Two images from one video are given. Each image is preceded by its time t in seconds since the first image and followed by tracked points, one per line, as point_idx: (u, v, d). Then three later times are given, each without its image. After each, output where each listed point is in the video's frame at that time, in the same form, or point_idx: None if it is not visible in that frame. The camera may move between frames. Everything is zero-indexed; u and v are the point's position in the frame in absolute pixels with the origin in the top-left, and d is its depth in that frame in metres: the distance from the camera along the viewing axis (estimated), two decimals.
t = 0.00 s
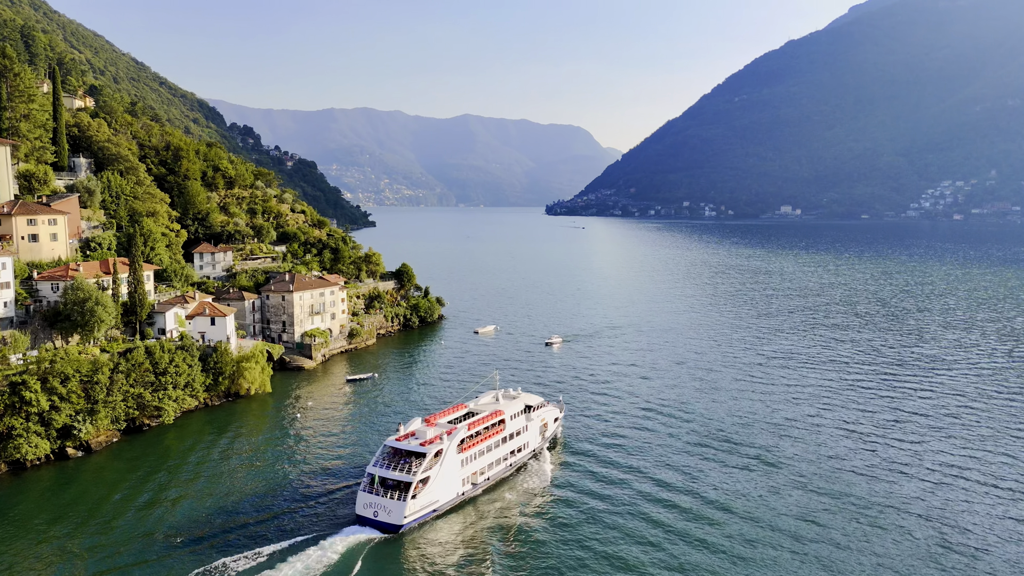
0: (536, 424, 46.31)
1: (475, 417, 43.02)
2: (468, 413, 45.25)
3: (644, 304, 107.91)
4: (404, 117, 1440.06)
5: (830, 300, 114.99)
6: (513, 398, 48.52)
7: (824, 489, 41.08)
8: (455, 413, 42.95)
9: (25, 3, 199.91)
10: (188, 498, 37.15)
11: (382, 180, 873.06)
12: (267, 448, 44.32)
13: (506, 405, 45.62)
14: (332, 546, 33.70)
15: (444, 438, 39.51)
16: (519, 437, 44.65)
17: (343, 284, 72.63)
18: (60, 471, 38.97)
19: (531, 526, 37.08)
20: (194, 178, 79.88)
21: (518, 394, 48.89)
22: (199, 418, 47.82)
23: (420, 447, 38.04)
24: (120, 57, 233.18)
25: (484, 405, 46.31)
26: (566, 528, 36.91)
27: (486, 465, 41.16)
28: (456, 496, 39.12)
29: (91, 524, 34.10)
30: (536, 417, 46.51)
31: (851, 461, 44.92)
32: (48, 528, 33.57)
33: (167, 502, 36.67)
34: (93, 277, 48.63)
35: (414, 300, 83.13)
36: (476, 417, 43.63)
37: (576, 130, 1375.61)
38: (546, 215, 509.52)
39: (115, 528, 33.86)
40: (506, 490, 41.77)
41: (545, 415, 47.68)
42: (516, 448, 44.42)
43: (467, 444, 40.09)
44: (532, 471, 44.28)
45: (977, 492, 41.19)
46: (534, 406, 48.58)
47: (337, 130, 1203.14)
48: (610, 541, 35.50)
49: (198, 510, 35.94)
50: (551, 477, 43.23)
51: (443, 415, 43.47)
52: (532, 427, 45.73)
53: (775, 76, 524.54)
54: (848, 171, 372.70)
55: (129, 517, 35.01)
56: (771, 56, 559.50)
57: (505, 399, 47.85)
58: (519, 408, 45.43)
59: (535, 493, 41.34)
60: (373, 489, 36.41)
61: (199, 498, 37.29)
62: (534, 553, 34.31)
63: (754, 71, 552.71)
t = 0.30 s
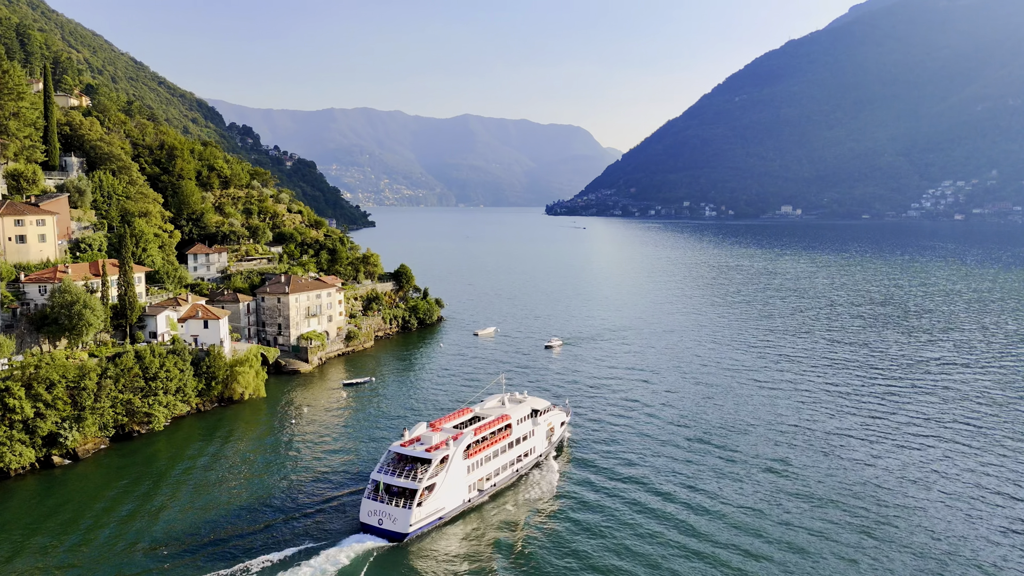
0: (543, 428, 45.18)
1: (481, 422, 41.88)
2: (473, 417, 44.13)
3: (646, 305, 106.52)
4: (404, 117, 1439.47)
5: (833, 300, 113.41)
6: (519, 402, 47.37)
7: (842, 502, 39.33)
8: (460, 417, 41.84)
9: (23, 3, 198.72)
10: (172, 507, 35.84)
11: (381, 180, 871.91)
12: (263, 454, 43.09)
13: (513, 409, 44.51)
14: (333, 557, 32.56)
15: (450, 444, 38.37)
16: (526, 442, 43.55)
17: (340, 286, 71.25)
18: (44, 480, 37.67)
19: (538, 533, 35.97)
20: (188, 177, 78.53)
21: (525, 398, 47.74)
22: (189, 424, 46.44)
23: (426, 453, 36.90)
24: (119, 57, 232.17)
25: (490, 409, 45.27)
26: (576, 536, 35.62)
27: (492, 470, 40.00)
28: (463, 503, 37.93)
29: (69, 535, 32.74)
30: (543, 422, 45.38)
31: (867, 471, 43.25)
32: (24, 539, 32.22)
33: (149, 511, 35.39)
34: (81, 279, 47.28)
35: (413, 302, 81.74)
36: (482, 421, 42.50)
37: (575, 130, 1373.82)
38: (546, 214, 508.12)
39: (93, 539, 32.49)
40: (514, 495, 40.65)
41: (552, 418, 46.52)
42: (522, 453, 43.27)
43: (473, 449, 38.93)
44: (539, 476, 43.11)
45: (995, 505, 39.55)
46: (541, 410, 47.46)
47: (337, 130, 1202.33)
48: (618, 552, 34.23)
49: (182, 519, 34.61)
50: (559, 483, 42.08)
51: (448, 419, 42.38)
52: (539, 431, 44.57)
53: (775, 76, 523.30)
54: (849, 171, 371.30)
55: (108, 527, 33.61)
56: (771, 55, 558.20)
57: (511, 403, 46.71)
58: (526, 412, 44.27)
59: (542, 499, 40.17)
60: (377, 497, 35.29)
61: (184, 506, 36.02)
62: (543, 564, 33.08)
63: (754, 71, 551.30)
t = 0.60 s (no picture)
0: (550, 433, 44.25)
1: (487, 427, 40.97)
2: (479, 422, 43.28)
3: (647, 306, 105.32)
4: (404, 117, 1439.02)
5: (836, 301, 111.96)
6: (525, 405, 46.52)
7: (852, 508, 38.49)
8: (465, 422, 40.99)
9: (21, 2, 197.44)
10: (156, 516, 34.51)
11: (381, 180, 870.48)
12: (259, 459, 41.93)
13: (520, 413, 43.60)
14: (335, 566, 31.47)
15: (456, 449, 37.49)
16: (533, 447, 42.64)
17: (337, 287, 69.96)
18: (28, 488, 36.36)
19: (546, 541, 35.14)
20: (183, 176, 77.32)
21: (531, 402, 46.85)
22: (180, 430, 45.16)
23: (431, 460, 35.98)
24: (118, 56, 231.11)
25: (495, 413, 44.40)
26: (585, 544, 34.81)
27: (499, 476, 39.12)
28: (469, 510, 37.02)
29: (46, 548, 31.39)
30: (550, 426, 44.43)
31: (876, 476, 42.43)
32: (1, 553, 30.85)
33: (132, 520, 34.09)
34: (70, 281, 46.00)
35: (411, 303, 80.54)
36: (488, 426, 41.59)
37: (575, 130, 1371.81)
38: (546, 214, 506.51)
39: (72, 552, 31.14)
40: (521, 502, 39.78)
41: (559, 423, 45.60)
42: (529, 458, 42.39)
43: (479, 455, 38.05)
44: (546, 483, 42.23)
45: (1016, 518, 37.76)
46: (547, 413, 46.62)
47: (337, 130, 1201.29)
48: (625, 565, 33.02)
49: (166, 530, 33.28)
50: (566, 489, 41.21)
51: (454, 424, 41.50)
52: (545, 436, 43.64)
53: (775, 76, 522.16)
54: (850, 170, 370.01)
55: (88, 539, 32.27)
56: (772, 55, 556.94)
57: (517, 407, 45.86)
58: (532, 416, 43.33)
59: (550, 506, 39.23)
60: (382, 504, 34.40)
61: (169, 515, 34.74)
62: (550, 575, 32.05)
63: (755, 71, 549.95)
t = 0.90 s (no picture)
0: (556, 437, 43.29)
1: (493, 431, 40.07)
2: (484, 426, 42.35)
3: (648, 307, 103.98)
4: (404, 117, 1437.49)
5: (839, 301, 110.59)
6: (531, 409, 45.50)
7: (863, 516, 37.45)
8: (471, 426, 40.07)
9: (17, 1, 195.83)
10: (137, 529, 33.21)
11: (381, 180, 869.05)
12: (253, 467, 40.74)
13: (526, 418, 42.63)
14: None
15: (462, 455, 36.58)
16: (539, 452, 41.71)
17: (334, 289, 68.75)
18: (11, 498, 35.15)
19: (554, 548, 34.28)
20: (176, 175, 76.00)
21: (537, 405, 45.91)
22: (171, 437, 43.87)
23: (437, 466, 35.08)
24: (116, 55, 229.60)
25: (501, 417, 43.43)
26: (592, 553, 33.99)
27: (505, 482, 38.21)
28: (475, 517, 36.15)
29: (23, 561, 30.12)
30: (556, 431, 43.44)
31: (886, 482, 41.40)
32: None
33: (111, 532, 32.81)
34: (57, 284, 44.74)
35: (410, 304, 79.32)
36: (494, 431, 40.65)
37: (575, 130, 1369.96)
38: (545, 213, 505.13)
39: (51, 565, 29.90)
40: (528, 508, 38.90)
41: (565, 427, 44.64)
42: (535, 464, 41.49)
43: (486, 461, 37.15)
44: (553, 488, 41.25)
45: None
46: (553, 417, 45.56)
47: (337, 129, 1199.85)
48: None
49: (147, 542, 31.98)
50: (573, 494, 40.28)
51: (459, 428, 40.61)
52: (552, 440, 42.69)
53: (776, 75, 521.01)
54: (851, 170, 368.78)
55: (65, 551, 31.01)
56: (772, 54, 555.80)
57: (523, 410, 44.95)
58: (539, 421, 42.39)
59: (557, 513, 38.33)
60: (386, 511, 33.49)
61: (151, 527, 33.41)
62: None
63: (755, 70, 548.32)
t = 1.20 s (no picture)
0: (564, 441, 42.11)
1: (499, 437, 38.90)
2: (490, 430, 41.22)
3: (649, 307, 102.61)
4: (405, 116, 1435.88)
5: (842, 301, 109.18)
6: (537, 413, 44.35)
7: (879, 526, 35.78)
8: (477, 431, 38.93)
9: None
10: (116, 540, 31.81)
11: (381, 179, 867.56)
12: (246, 474, 39.41)
13: (532, 422, 41.47)
14: None
15: (468, 461, 35.40)
16: (546, 457, 40.53)
17: (331, 290, 67.50)
18: None
19: (564, 556, 33.27)
20: (170, 175, 74.76)
21: (544, 409, 44.85)
22: (160, 443, 42.53)
23: (443, 472, 33.92)
24: (115, 54, 228.07)
25: (507, 422, 42.26)
26: (600, 561, 32.91)
27: (512, 488, 37.11)
28: (482, 525, 35.00)
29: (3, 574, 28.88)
30: (564, 435, 42.27)
31: (900, 488, 39.81)
32: None
33: (89, 545, 31.32)
34: (43, 287, 43.54)
35: (408, 306, 78.09)
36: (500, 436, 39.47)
37: (575, 130, 1368.33)
38: (546, 213, 503.78)
39: None
40: (536, 515, 37.73)
41: (572, 431, 43.48)
42: (542, 468, 40.29)
43: (492, 467, 35.99)
44: (560, 494, 40.10)
45: None
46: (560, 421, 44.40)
47: (337, 129, 1198.41)
48: None
49: (128, 555, 30.55)
50: (582, 500, 39.11)
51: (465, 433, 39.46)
52: (559, 445, 41.51)
53: (776, 74, 519.91)
54: (852, 169, 367.44)
55: (39, 566, 29.55)
56: (772, 54, 554.62)
57: (530, 414, 43.83)
58: (546, 425, 41.23)
59: (565, 519, 37.16)
60: (391, 519, 32.34)
61: (137, 537, 32.12)
62: None
63: (756, 70, 547.07)
